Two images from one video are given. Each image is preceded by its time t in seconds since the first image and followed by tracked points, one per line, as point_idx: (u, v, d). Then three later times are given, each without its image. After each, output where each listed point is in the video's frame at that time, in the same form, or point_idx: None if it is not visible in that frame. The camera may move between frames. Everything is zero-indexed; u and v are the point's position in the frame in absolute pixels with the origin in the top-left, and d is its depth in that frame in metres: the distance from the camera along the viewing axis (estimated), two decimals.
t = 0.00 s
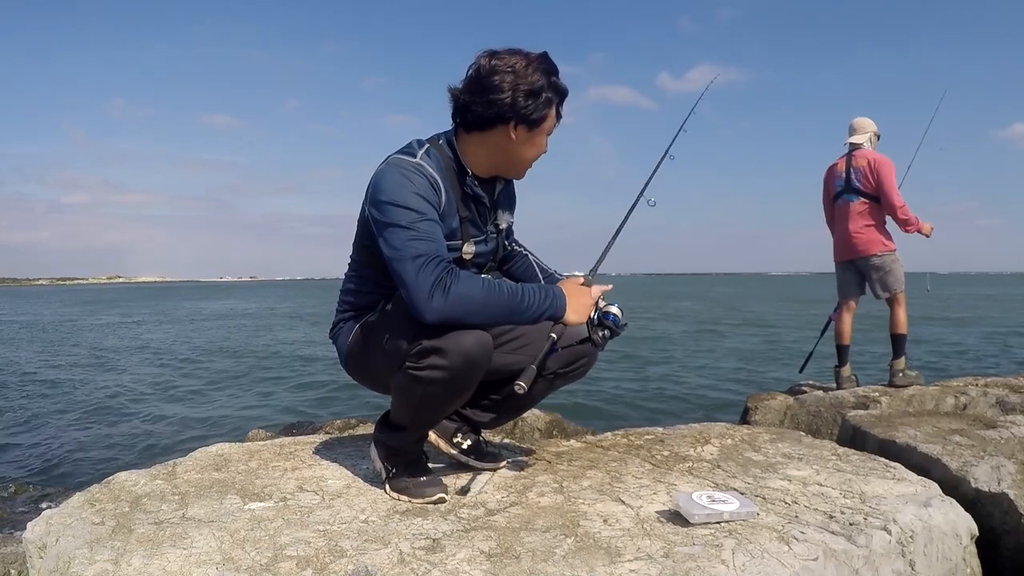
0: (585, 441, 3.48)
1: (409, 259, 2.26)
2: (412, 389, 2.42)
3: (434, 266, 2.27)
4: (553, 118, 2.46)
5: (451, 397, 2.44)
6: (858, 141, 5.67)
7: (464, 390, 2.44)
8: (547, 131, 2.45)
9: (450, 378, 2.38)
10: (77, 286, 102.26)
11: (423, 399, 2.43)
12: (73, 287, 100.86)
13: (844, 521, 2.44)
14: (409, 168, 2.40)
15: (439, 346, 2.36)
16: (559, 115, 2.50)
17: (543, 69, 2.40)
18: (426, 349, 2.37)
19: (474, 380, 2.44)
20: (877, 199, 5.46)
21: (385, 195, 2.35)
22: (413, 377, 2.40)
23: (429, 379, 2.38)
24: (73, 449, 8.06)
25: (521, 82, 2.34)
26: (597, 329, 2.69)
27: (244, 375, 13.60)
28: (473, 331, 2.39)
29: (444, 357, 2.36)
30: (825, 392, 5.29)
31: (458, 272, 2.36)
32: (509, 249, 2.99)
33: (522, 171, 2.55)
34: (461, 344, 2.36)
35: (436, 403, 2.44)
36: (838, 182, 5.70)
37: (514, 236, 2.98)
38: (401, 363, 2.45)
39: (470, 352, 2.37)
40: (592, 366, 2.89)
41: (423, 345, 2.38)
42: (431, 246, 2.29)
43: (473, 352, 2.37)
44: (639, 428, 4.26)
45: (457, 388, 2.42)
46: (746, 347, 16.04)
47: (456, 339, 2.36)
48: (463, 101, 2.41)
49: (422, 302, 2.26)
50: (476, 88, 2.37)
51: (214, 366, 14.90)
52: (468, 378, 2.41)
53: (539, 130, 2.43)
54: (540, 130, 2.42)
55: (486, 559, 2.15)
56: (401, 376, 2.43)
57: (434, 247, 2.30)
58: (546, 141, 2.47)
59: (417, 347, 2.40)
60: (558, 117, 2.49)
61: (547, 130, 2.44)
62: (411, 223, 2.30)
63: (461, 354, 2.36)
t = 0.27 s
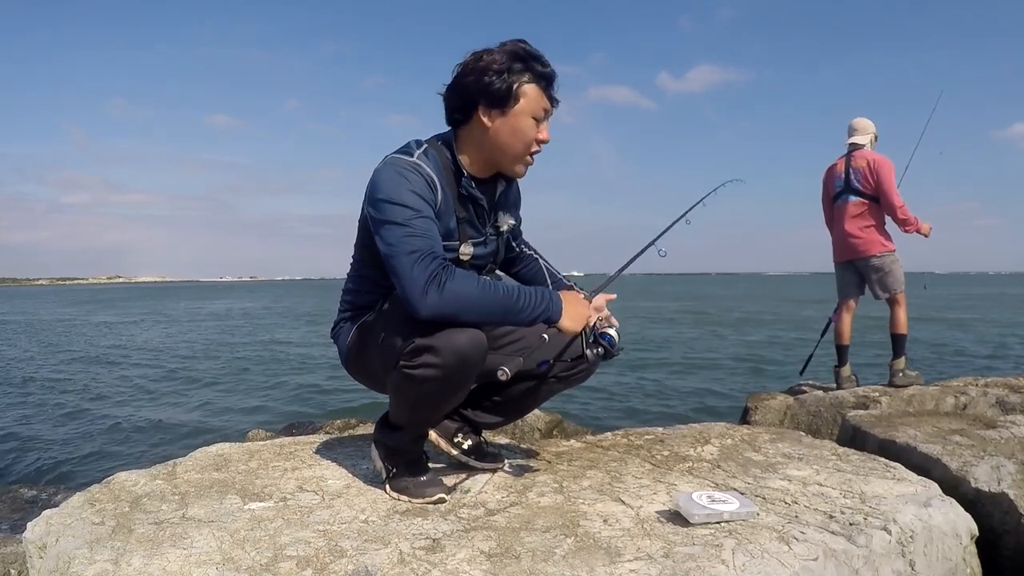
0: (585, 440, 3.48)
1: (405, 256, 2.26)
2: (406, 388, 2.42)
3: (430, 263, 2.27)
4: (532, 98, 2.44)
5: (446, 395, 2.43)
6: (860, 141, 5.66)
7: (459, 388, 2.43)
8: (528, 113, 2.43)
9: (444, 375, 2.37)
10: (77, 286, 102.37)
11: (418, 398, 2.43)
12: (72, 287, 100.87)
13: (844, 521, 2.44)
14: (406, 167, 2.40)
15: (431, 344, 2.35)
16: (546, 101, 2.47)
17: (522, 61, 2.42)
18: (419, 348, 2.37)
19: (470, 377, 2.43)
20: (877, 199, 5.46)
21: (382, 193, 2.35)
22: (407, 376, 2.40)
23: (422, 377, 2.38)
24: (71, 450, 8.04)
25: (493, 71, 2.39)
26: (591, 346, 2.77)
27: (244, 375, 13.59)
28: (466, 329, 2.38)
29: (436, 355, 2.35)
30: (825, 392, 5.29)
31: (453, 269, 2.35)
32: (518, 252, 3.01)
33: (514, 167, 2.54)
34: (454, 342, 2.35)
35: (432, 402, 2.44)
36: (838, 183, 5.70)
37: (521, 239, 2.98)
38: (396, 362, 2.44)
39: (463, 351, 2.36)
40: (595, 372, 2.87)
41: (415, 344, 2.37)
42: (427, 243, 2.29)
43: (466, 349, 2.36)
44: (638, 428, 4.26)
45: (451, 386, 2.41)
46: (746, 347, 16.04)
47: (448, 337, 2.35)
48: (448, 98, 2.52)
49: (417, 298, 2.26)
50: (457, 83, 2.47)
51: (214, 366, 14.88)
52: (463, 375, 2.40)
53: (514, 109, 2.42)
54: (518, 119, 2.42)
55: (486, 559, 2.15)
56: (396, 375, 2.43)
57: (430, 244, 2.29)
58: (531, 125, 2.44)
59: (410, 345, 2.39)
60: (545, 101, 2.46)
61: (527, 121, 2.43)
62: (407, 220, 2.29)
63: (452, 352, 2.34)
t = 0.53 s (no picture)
0: (585, 441, 3.48)
1: (408, 249, 2.26)
2: (402, 386, 2.42)
3: (432, 258, 2.27)
4: (480, 87, 2.39)
5: (443, 393, 2.43)
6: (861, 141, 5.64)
7: (455, 386, 2.43)
8: (473, 100, 2.39)
9: (439, 374, 2.37)
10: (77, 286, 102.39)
11: (414, 396, 2.43)
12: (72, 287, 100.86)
13: (845, 521, 2.44)
14: (408, 164, 2.41)
15: (427, 341, 2.35)
16: (500, 89, 2.37)
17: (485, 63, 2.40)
18: (414, 346, 2.37)
19: (465, 375, 2.43)
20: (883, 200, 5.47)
21: (384, 189, 2.35)
22: (403, 374, 2.40)
23: (418, 375, 2.38)
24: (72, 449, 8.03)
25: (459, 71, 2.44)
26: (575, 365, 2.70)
27: (244, 375, 13.59)
28: (462, 327, 2.38)
29: (431, 353, 2.35)
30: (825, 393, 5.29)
31: (454, 266, 2.35)
32: (519, 255, 3.01)
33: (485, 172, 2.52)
34: (449, 340, 2.35)
35: (428, 400, 2.44)
36: (842, 182, 5.64)
37: (523, 241, 2.99)
38: (392, 360, 2.45)
39: (458, 348, 2.36)
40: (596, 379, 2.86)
41: (411, 342, 2.37)
42: (428, 238, 2.28)
43: (461, 347, 2.36)
44: (639, 429, 4.26)
45: (447, 384, 2.41)
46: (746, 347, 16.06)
47: (443, 336, 2.35)
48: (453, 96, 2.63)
49: (419, 292, 2.25)
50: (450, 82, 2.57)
51: (214, 366, 14.88)
52: (459, 373, 2.40)
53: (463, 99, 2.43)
54: (468, 124, 2.41)
55: (486, 559, 2.15)
56: (392, 373, 2.43)
57: (431, 239, 2.29)
58: (476, 114, 2.39)
59: (406, 343, 2.39)
60: (498, 89, 2.37)
61: (476, 127, 2.40)
62: (408, 215, 2.30)
63: (447, 350, 2.34)
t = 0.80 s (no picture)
0: (585, 440, 3.48)
1: (411, 249, 2.26)
2: (404, 385, 2.42)
3: (435, 258, 2.27)
4: (478, 90, 2.38)
5: (445, 392, 2.43)
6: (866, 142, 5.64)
7: (457, 385, 2.43)
8: (471, 104, 2.39)
9: (442, 373, 2.37)
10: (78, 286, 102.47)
11: (416, 395, 2.43)
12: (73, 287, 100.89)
13: (844, 521, 2.44)
14: (410, 164, 2.41)
15: (429, 341, 2.35)
16: (497, 92, 2.36)
17: (479, 69, 2.40)
18: (416, 345, 2.37)
19: (467, 374, 2.43)
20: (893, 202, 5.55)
21: (387, 189, 2.35)
22: (405, 374, 2.40)
23: (420, 374, 2.38)
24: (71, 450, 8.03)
25: (454, 79, 2.45)
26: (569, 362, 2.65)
27: (244, 375, 13.58)
28: (463, 327, 2.38)
29: (433, 352, 2.35)
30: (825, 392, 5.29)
31: (457, 265, 2.35)
32: (521, 250, 3.01)
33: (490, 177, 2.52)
34: (451, 340, 2.35)
35: (430, 399, 2.44)
36: (858, 181, 5.55)
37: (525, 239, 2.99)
38: (394, 360, 2.45)
39: (460, 348, 2.36)
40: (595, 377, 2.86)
41: (413, 341, 2.38)
42: (432, 238, 2.28)
43: (463, 346, 2.36)
44: (638, 428, 4.25)
45: (449, 383, 2.41)
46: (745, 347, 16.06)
47: (445, 335, 2.35)
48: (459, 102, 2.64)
49: (423, 292, 2.25)
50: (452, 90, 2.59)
51: (214, 366, 14.87)
52: (460, 372, 2.40)
53: (462, 102, 2.43)
54: (465, 131, 2.41)
55: (486, 559, 2.15)
56: (394, 373, 2.43)
57: (434, 239, 2.29)
58: (472, 118, 2.39)
59: (408, 343, 2.39)
60: (495, 93, 2.36)
61: (473, 133, 2.39)
62: (411, 215, 2.30)
63: (449, 349, 2.35)
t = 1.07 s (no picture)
0: (585, 441, 3.48)
1: (412, 251, 2.26)
2: (405, 386, 2.42)
3: (435, 259, 2.26)
4: (478, 96, 2.37)
5: (445, 392, 2.43)
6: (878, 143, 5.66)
7: (457, 385, 2.43)
8: (470, 109, 2.38)
9: (442, 373, 2.37)
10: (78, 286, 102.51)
11: (417, 396, 2.43)
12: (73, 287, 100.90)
13: (844, 521, 2.44)
14: (409, 165, 2.41)
15: (429, 342, 2.35)
16: (496, 99, 2.35)
17: (478, 75, 2.38)
18: (416, 346, 2.37)
19: (467, 374, 2.43)
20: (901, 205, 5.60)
21: (386, 190, 2.35)
22: (405, 374, 2.40)
23: (421, 375, 2.38)
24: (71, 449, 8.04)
25: (453, 84, 2.44)
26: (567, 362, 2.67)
27: (244, 375, 13.59)
28: (463, 327, 2.38)
29: (434, 353, 2.35)
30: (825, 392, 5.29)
31: (457, 265, 2.35)
32: (523, 256, 3.00)
33: (490, 183, 2.52)
34: (451, 340, 2.35)
35: (430, 399, 2.44)
36: (878, 181, 5.51)
37: (525, 244, 2.98)
38: (394, 360, 2.45)
39: (461, 348, 2.36)
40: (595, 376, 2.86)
41: (413, 342, 2.37)
42: (431, 239, 2.28)
43: (463, 347, 2.36)
44: (638, 428, 4.25)
45: (450, 383, 2.41)
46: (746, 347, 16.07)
47: (445, 335, 2.35)
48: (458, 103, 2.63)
49: (423, 293, 2.25)
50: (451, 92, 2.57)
51: (214, 366, 14.88)
52: (460, 373, 2.40)
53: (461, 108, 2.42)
54: (465, 138, 2.40)
55: (486, 559, 2.15)
56: (394, 373, 2.43)
57: (434, 240, 2.29)
58: (471, 124, 2.39)
59: (408, 343, 2.39)
60: (494, 99, 2.36)
61: (473, 140, 2.39)
62: (411, 216, 2.30)
63: (450, 349, 2.34)
